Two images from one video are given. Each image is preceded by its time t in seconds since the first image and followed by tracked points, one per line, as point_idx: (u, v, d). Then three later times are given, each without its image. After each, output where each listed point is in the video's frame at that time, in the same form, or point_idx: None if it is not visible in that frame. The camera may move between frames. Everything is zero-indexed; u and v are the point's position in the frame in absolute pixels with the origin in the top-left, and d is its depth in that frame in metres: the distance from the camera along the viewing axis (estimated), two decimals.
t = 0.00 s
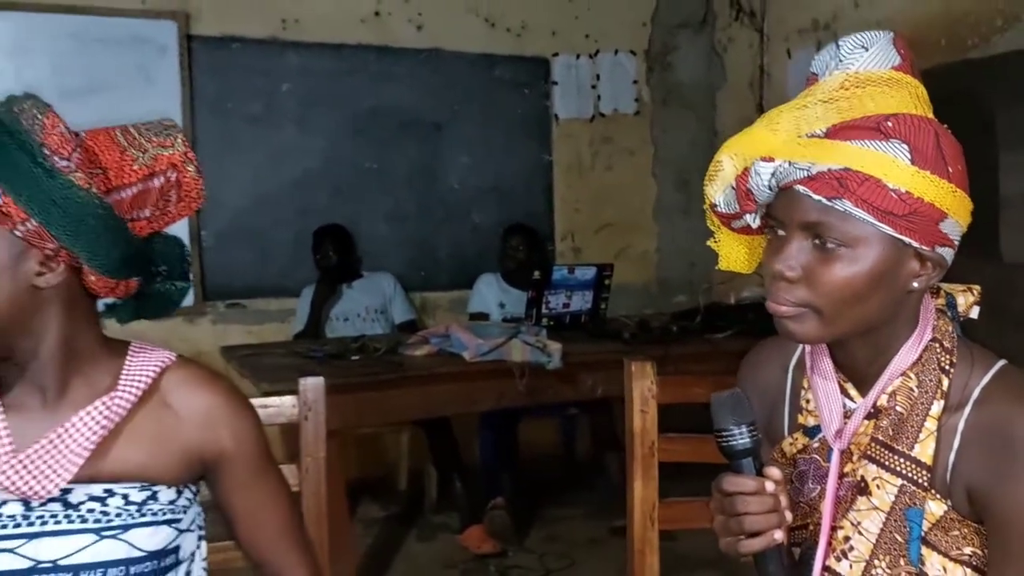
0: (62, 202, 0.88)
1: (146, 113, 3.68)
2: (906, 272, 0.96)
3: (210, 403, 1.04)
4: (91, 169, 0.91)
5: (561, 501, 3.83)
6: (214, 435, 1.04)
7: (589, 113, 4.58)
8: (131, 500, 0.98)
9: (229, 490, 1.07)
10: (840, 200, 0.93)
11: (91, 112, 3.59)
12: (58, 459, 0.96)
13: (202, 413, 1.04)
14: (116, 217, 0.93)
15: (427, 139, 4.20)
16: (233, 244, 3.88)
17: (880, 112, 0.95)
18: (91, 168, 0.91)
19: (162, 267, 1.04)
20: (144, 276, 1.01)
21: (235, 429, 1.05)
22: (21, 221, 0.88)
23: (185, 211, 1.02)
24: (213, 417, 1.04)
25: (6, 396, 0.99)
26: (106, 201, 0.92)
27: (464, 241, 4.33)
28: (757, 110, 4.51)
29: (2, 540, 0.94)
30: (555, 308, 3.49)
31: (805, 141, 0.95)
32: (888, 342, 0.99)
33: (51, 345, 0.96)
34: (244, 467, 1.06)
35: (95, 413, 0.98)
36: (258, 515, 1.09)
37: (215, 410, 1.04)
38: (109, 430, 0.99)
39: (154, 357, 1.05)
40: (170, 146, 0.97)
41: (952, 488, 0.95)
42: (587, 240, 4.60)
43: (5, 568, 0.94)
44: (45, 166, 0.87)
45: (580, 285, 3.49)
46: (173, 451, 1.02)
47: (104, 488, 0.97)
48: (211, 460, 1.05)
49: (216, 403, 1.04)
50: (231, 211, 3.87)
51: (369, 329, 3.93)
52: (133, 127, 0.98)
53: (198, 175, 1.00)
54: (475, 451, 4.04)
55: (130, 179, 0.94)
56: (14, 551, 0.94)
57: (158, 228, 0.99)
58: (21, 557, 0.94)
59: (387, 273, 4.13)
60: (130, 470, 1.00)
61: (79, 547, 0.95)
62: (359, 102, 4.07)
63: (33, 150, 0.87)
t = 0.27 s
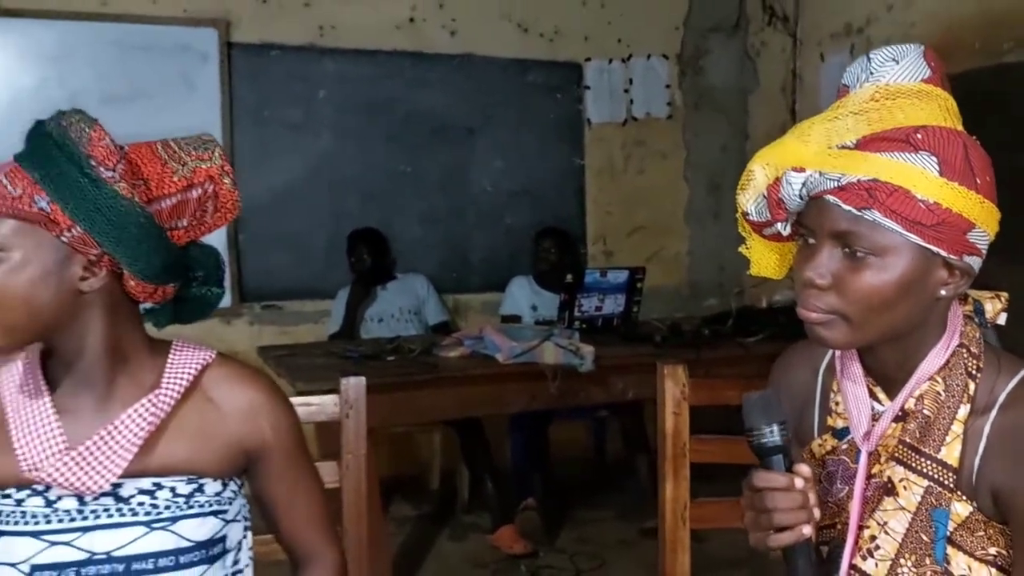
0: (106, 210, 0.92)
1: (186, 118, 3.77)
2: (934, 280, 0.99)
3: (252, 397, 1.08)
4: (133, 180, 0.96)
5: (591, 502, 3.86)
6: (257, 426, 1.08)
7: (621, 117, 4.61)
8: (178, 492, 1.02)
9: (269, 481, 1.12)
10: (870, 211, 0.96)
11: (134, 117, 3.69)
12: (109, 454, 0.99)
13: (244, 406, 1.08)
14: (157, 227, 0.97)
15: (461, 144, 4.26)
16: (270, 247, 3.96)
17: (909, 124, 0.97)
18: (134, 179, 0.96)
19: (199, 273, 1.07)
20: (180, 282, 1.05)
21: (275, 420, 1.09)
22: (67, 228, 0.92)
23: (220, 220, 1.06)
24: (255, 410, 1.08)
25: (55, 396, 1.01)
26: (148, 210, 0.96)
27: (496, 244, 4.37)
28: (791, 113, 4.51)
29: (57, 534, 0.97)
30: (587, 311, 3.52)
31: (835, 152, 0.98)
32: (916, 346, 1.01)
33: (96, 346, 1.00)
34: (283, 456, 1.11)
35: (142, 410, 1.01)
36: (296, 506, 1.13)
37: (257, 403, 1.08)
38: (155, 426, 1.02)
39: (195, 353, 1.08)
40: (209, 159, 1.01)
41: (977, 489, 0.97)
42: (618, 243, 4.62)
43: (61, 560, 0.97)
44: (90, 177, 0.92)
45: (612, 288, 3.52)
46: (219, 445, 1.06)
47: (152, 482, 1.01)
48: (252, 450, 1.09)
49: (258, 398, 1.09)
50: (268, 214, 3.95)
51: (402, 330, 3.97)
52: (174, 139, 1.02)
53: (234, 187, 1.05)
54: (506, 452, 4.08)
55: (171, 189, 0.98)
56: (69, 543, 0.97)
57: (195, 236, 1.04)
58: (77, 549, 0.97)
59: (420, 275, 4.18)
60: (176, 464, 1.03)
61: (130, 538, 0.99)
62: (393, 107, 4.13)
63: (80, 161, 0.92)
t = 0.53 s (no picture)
0: (147, 219, 0.97)
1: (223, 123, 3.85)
2: (956, 280, 1.01)
3: (294, 389, 1.14)
4: (169, 183, 1.00)
5: (620, 503, 3.89)
6: (300, 418, 1.14)
7: (650, 120, 4.63)
8: (228, 480, 1.07)
9: (311, 470, 1.17)
10: (894, 213, 0.99)
11: (172, 122, 3.78)
12: (161, 444, 1.05)
13: (287, 399, 1.14)
14: (194, 226, 1.02)
15: (491, 147, 4.31)
16: (304, 249, 4.03)
17: (933, 129, 1.00)
18: (169, 183, 1.00)
19: (240, 265, 1.12)
20: (221, 276, 1.10)
21: (316, 412, 1.15)
22: (115, 238, 0.97)
23: (254, 210, 1.11)
24: (298, 403, 1.14)
25: (115, 392, 1.08)
26: (185, 212, 1.00)
27: (526, 247, 4.42)
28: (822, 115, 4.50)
29: (117, 516, 1.03)
30: (616, 313, 3.54)
31: (860, 156, 1.02)
32: (938, 344, 1.04)
33: (150, 347, 1.06)
34: (325, 447, 1.16)
35: (191, 402, 1.07)
36: (336, 495, 1.18)
37: (300, 394, 1.14)
38: (204, 418, 1.08)
39: (241, 351, 1.14)
40: (237, 154, 1.05)
41: (997, 481, 1.01)
42: (647, 246, 4.65)
43: (119, 541, 1.03)
44: (131, 187, 0.97)
45: (642, 291, 3.53)
46: (264, 435, 1.12)
47: (204, 470, 1.06)
48: (296, 441, 1.15)
49: (300, 390, 1.15)
50: (303, 217, 4.03)
51: (434, 331, 4.03)
52: (201, 137, 1.06)
53: (263, 177, 1.09)
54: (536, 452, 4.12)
55: (205, 188, 1.02)
56: (127, 526, 1.03)
57: (232, 230, 1.08)
58: (134, 531, 1.03)
59: (451, 277, 4.24)
60: (225, 454, 1.09)
61: (185, 521, 1.04)
62: (424, 111, 4.19)
63: (118, 173, 0.97)
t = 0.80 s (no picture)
0: (218, 221, 1.06)
1: (264, 130, 3.96)
2: (980, 284, 1.06)
3: (346, 378, 1.21)
4: (238, 189, 1.08)
5: (652, 504, 3.93)
6: (352, 407, 1.21)
7: (683, 124, 4.67)
8: (287, 469, 1.14)
9: (363, 457, 1.24)
10: (922, 218, 1.03)
11: (216, 129, 3.89)
12: (227, 432, 1.12)
13: (340, 389, 1.20)
14: (261, 229, 1.10)
15: (526, 152, 4.38)
16: (343, 253, 4.12)
17: (965, 137, 1.05)
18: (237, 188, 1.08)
19: (302, 269, 1.19)
20: (285, 275, 1.17)
21: (366, 402, 1.22)
22: (189, 239, 1.05)
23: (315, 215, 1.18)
24: (350, 393, 1.21)
25: (185, 386, 1.16)
26: (253, 215, 1.09)
27: (560, 251, 4.48)
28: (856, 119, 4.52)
29: (186, 500, 1.11)
30: (650, 316, 3.59)
31: (893, 161, 1.06)
32: (961, 341, 1.08)
33: (218, 342, 1.14)
34: (377, 434, 1.23)
35: (252, 394, 1.15)
36: (389, 478, 1.25)
37: (352, 383, 1.21)
38: (265, 409, 1.15)
39: (297, 346, 1.21)
40: (301, 163, 1.13)
41: (1017, 472, 1.04)
42: (680, 249, 4.69)
43: (187, 524, 1.10)
44: (205, 192, 1.06)
45: (675, 294, 3.57)
46: (321, 423, 1.18)
47: (265, 459, 1.14)
48: (348, 429, 1.21)
49: (352, 380, 1.21)
50: (342, 222, 4.12)
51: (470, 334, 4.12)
52: (268, 147, 1.14)
53: (326, 187, 1.16)
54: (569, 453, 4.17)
55: (271, 194, 1.10)
56: (195, 509, 1.11)
57: (297, 233, 1.16)
58: (201, 514, 1.10)
59: (486, 281, 4.31)
60: (282, 443, 1.16)
61: (247, 506, 1.11)
62: (461, 118, 4.27)
63: (194, 177, 1.05)
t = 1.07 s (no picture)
0: (261, 219, 1.12)
1: (280, 134, 4.03)
2: (977, 284, 1.11)
3: (371, 371, 1.28)
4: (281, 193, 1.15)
5: (663, 503, 3.97)
6: (376, 397, 1.27)
7: (694, 128, 4.72)
8: (313, 459, 1.20)
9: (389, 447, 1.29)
10: (924, 222, 1.08)
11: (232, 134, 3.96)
12: (256, 423, 1.19)
13: (364, 380, 1.27)
14: (300, 231, 1.17)
15: (538, 156, 4.43)
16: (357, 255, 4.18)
17: (966, 145, 1.10)
18: (282, 193, 1.15)
19: (335, 272, 1.26)
20: (317, 280, 1.24)
21: (391, 393, 1.28)
22: (230, 234, 1.11)
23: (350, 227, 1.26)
24: (375, 384, 1.28)
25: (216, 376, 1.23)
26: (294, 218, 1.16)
27: (571, 253, 4.53)
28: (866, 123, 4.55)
29: (217, 487, 1.17)
30: (660, 317, 3.63)
31: (896, 167, 1.11)
32: (957, 339, 1.13)
33: (251, 336, 1.20)
34: (404, 423, 1.28)
35: (279, 388, 1.21)
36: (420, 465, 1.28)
37: (374, 376, 1.28)
38: (294, 401, 1.22)
39: (323, 343, 1.28)
40: (341, 175, 1.21)
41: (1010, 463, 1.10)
42: (691, 252, 4.73)
43: (217, 510, 1.16)
44: (250, 191, 1.11)
45: (686, 295, 3.61)
46: (349, 414, 1.25)
47: (293, 449, 1.20)
48: (374, 421, 1.27)
49: (376, 372, 1.28)
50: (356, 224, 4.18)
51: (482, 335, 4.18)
52: (310, 159, 1.22)
53: (361, 199, 1.24)
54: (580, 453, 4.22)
55: (311, 201, 1.17)
56: (226, 496, 1.16)
57: (330, 241, 1.23)
58: (232, 501, 1.16)
59: (498, 283, 4.36)
60: (312, 434, 1.22)
61: (275, 494, 1.17)
62: (474, 122, 4.33)
63: (240, 177, 1.11)
